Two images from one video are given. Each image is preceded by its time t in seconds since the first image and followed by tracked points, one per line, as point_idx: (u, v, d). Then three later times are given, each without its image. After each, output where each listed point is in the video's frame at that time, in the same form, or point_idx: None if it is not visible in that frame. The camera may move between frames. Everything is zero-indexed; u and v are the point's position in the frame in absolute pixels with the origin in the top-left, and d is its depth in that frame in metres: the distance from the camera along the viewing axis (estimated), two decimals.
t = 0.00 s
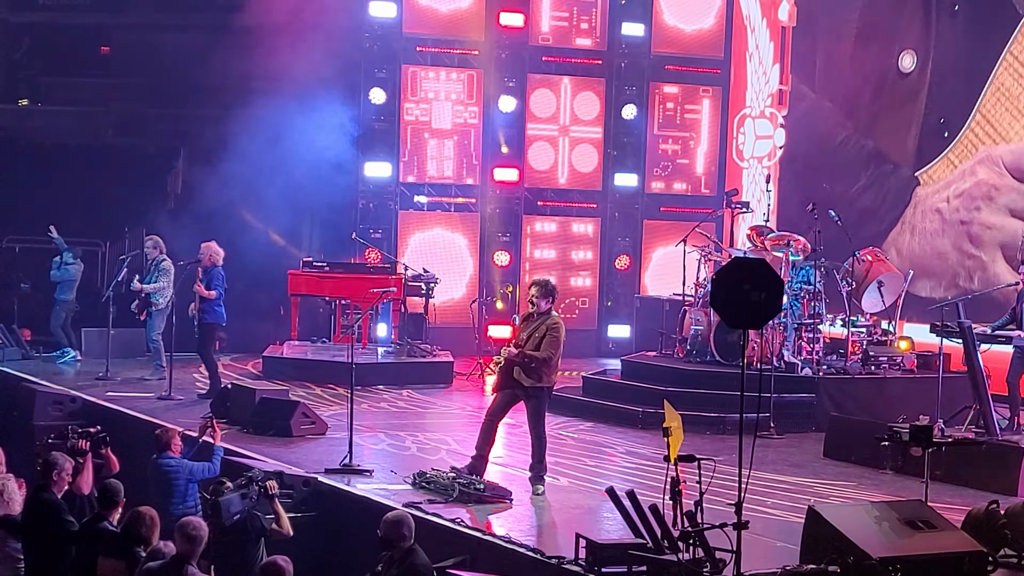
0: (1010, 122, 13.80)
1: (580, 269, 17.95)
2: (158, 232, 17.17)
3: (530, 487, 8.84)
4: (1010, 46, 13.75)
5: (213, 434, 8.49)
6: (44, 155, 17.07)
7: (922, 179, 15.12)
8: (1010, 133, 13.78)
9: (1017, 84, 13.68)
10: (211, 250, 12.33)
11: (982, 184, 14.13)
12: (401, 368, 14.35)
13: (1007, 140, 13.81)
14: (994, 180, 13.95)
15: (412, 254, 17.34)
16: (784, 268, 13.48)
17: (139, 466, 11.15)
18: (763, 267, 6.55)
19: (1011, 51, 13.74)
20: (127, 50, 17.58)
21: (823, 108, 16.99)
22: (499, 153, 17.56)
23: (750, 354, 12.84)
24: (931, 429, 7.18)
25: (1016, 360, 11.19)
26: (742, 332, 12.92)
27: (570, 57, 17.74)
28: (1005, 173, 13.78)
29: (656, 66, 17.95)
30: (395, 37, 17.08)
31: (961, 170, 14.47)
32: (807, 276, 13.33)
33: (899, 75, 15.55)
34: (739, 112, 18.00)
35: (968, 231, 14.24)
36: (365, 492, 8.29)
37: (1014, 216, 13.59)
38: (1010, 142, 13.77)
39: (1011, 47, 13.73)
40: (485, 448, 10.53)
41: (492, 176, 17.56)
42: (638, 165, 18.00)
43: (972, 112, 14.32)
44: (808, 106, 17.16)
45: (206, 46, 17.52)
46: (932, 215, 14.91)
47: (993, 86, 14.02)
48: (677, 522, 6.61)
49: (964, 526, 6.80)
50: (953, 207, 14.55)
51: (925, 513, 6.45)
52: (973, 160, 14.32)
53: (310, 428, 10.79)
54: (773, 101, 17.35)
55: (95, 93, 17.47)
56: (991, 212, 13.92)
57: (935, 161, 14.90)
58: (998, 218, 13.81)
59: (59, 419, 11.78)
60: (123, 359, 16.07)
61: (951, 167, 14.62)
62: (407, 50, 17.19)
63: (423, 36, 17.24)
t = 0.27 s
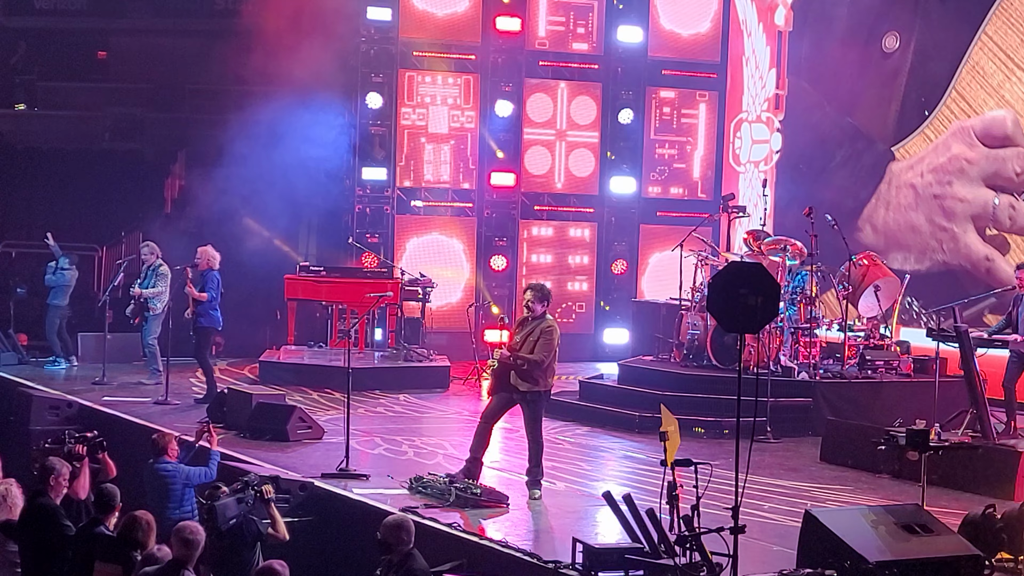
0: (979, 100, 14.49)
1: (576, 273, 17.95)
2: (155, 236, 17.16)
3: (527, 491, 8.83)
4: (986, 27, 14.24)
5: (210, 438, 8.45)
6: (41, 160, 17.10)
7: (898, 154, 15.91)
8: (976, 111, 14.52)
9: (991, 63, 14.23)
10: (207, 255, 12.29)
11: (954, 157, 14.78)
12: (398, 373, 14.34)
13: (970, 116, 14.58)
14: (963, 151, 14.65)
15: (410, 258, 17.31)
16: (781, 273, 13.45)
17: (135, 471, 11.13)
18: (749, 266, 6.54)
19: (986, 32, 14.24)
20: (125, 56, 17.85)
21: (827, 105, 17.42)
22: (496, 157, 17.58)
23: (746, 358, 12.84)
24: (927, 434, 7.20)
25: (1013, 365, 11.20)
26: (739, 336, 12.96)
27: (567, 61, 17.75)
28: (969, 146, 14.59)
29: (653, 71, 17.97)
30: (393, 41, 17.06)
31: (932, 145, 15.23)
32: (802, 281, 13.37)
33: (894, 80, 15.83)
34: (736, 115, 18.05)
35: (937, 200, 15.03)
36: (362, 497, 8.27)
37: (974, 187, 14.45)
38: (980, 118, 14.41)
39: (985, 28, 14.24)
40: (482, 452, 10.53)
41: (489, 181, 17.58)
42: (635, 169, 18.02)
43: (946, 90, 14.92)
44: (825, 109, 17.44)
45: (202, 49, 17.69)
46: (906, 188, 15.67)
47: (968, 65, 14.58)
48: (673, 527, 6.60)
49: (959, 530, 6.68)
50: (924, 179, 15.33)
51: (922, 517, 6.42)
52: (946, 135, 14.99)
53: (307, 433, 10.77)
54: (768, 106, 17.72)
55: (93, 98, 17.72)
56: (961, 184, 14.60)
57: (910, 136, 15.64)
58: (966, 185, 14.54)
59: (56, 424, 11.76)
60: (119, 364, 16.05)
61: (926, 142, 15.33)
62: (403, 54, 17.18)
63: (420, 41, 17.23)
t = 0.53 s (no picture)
0: (964, 96, 14.10)
1: (573, 277, 17.96)
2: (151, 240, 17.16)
3: (523, 495, 8.83)
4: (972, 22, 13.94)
5: (207, 443, 8.43)
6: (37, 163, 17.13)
7: (881, 155, 15.45)
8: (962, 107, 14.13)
9: (977, 57, 13.91)
10: (202, 258, 12.29)
11: (936, 156, 14.42)
12: (394, 377, 14.33)
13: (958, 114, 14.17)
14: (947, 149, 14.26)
15: (406, 262, 17.34)
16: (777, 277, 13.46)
17: (131, 475, 11.11)
18: (722, 277, 6.54)
19: (973, 27, 13.94)
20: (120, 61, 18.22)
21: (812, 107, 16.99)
22: (491, 161, 17.60)
23: (742, 362, 12.85)
24: (924, 438, 7.07)
25: (1008, 369, 11.20)
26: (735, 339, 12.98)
27: (563, 65, 17.78)
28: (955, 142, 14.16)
29: (649, 75, 18.00)
30: (389, 45, 17.09)
31: (918, 144, 14.74)
32: (800, 285, 13.27)
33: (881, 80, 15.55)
34: (732, 119, 18.13)
35: (919, 203, 14.60)
36: (358, 501, 8.27)
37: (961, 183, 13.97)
38: (963, 114, 14.06)
39: (971, 23, 13.95)
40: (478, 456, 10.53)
41: (485, 185, 17.60)
42: (632, 173, 18.03)
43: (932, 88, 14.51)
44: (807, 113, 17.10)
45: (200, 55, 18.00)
46: (889, 188, 15.24)
47: (955, 61, 14.22)
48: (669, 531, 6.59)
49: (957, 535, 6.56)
50: (908, 182, 14.86)
51: (918, 521, 6.41)
52: (932, 134, 14.53)
53: (303, 438, 10.77)
54: (766, 110, 17.72)
55: (90, 101, 17.89)
56: (943, 182, 14.22)
57: (897, 136, 15.15)
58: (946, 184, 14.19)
59: (51, 429, 11.65)
60: (115, 369, 16.03)
61: (913, 141, 14.83)
62: (400, 58, 17.19)
63: (416, 45, 17.23)
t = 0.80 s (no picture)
0: (957, 136, 14.26)
1: (571, 282, 17.96)
2: (149, 245, 17.15)
3: (521, 500, 8.82)
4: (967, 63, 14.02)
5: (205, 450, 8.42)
6: (34, 169, 17.10)
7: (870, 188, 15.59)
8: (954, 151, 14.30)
9: (973, 97, 14.01)
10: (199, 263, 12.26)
11: (927, 198, 14.64)
12: (392, 382, 14.32)
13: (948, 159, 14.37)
14: (939, 187, 14.49)
15: (404, 267, 17.36)
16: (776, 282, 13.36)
17: (129, 481, 11.10)
18: (713, 289, 6.53)
19: (970, 65, 13.98)
20: (112, 63, 17.33)
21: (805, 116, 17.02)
22: (488, 166, 17.62)
23: (740, 367, 12.86)
24: (921, 442, 7.05)
25: (1007, 374, 11.20)
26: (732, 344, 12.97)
27: (560, 70, 17.80)
28: (943, 186, 14.42)
29: (646, 80, 18.02)
30: (386, 50, 17.18)
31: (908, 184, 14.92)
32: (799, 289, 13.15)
33: (876, 95, 15.59)
34: (730, 124, 18.16)
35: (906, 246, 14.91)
36: (356, 506, 8.27)
37: (945, 229, 14.30)
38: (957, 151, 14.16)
39: (970, 61, 13.98)
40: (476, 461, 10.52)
41: (483, 190, 17.62)
42: (629, 178, 18.07)
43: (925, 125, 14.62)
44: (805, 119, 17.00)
45: (194, 59, 17.29)
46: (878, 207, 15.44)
47: (949, 99, 14.32)
48: (666, 536, 6.57)
49: (955, 541, 6.50)
50: (897, 224, 15.09)
51: (916, 526, 6.35)
52: (923, 172, 14.69)
53: (301, 443, 10.77)
54: (762, 114, 17.67)
55: (84, 108, 17.31)
56: (932, 233, 14.46)
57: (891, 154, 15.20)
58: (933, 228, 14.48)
59: (48, 434, 11.72)
60: (113, 374, 16.01)
61: (904, 178, 14.98)
62: (397, 64, 17.27)
63: (413, 50, 17.30)
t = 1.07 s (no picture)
0: (951, 168, 14.48)
1: (567, 286, 17.96)
2: (145, 248, 17.15)
3: (517, 504, 8.82)
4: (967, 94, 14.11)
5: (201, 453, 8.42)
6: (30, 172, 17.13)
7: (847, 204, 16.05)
8: (946, 185, 14.56)
9: (969, 131, 14.15)
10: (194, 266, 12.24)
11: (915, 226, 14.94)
12: (388, 386, 14.32)
13: (939, 190, 14.67)
14: (930, 216, 14.78)
15: (400, 271, 17.34)
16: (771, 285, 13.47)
17: (124, 485, 11.09)
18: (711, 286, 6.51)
19: (968, 98, 14.10)
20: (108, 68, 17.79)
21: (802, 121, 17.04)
22: (484, 169, 17.61)
23: (736, 370, 12.89)
24: (916, 446, 6.99)
25: (1003, 378, 11.20)
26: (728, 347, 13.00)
27: (557, 73, 17.81)
28: (930, 220, 14.76)
29: (642, 83, 18.04)
30: (382, 54, 17.15)
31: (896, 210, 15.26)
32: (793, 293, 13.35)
33: (876, 107, 15.68)
34: (726, 128, 18.16)
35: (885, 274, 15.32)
36: (352, 510, 8.26)
37: (931, 262, 14.66)
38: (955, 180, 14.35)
39: (969, 93, 14.07)
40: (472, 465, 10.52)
41: (479, 193, 17.61)
42: (624, 181, 18.08)
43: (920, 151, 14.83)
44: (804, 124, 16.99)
45: (191, 63, 17.51)
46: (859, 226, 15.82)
47: (945, 129, 14.46)
48: (662, 540, 6.57)
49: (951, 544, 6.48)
50: (878, 253, 15.49)
51: (911, 529, 6.31)
52: (914, 197, 14.99)
53: (297, 446, 10.74)
54: (759, 118, 17.66)
55: (78, 111, 17.65)
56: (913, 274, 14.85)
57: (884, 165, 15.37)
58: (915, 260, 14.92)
59: (45, 438, 11.71)
60: (108, 378, 15.99)
61: (896, 200, 15.25)
62: (394, 67, 17.24)
63: (410, 53, 17.29)
